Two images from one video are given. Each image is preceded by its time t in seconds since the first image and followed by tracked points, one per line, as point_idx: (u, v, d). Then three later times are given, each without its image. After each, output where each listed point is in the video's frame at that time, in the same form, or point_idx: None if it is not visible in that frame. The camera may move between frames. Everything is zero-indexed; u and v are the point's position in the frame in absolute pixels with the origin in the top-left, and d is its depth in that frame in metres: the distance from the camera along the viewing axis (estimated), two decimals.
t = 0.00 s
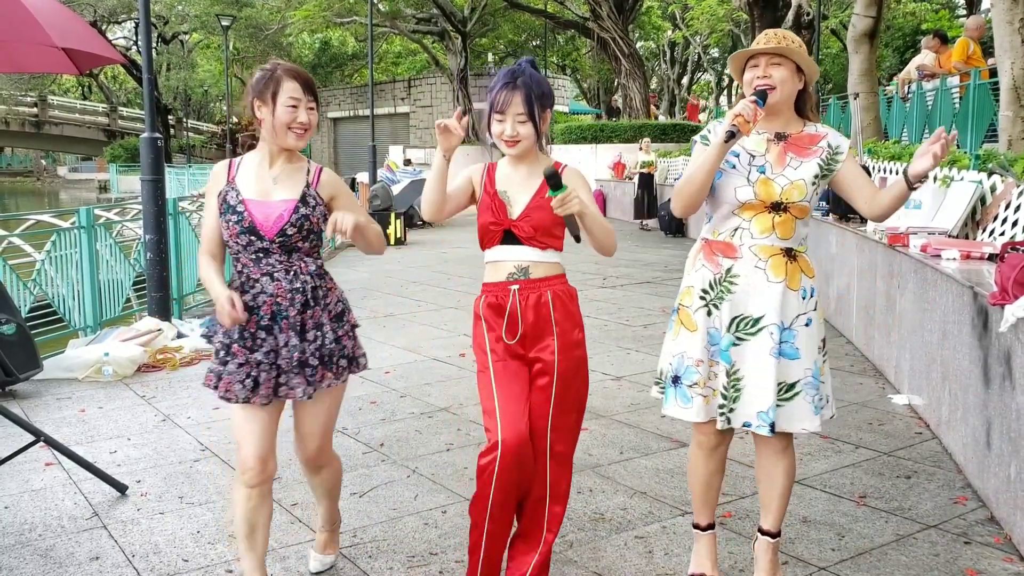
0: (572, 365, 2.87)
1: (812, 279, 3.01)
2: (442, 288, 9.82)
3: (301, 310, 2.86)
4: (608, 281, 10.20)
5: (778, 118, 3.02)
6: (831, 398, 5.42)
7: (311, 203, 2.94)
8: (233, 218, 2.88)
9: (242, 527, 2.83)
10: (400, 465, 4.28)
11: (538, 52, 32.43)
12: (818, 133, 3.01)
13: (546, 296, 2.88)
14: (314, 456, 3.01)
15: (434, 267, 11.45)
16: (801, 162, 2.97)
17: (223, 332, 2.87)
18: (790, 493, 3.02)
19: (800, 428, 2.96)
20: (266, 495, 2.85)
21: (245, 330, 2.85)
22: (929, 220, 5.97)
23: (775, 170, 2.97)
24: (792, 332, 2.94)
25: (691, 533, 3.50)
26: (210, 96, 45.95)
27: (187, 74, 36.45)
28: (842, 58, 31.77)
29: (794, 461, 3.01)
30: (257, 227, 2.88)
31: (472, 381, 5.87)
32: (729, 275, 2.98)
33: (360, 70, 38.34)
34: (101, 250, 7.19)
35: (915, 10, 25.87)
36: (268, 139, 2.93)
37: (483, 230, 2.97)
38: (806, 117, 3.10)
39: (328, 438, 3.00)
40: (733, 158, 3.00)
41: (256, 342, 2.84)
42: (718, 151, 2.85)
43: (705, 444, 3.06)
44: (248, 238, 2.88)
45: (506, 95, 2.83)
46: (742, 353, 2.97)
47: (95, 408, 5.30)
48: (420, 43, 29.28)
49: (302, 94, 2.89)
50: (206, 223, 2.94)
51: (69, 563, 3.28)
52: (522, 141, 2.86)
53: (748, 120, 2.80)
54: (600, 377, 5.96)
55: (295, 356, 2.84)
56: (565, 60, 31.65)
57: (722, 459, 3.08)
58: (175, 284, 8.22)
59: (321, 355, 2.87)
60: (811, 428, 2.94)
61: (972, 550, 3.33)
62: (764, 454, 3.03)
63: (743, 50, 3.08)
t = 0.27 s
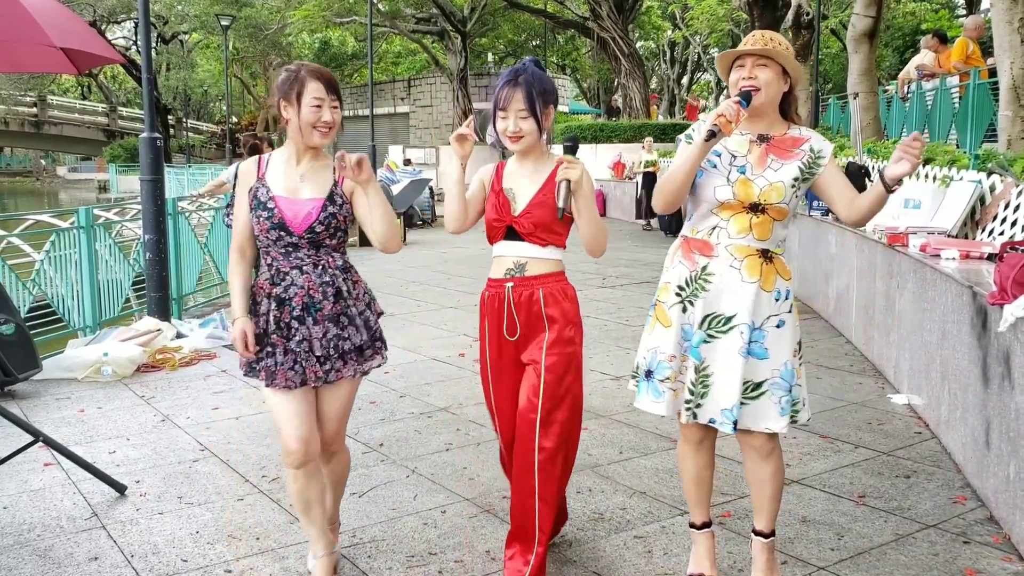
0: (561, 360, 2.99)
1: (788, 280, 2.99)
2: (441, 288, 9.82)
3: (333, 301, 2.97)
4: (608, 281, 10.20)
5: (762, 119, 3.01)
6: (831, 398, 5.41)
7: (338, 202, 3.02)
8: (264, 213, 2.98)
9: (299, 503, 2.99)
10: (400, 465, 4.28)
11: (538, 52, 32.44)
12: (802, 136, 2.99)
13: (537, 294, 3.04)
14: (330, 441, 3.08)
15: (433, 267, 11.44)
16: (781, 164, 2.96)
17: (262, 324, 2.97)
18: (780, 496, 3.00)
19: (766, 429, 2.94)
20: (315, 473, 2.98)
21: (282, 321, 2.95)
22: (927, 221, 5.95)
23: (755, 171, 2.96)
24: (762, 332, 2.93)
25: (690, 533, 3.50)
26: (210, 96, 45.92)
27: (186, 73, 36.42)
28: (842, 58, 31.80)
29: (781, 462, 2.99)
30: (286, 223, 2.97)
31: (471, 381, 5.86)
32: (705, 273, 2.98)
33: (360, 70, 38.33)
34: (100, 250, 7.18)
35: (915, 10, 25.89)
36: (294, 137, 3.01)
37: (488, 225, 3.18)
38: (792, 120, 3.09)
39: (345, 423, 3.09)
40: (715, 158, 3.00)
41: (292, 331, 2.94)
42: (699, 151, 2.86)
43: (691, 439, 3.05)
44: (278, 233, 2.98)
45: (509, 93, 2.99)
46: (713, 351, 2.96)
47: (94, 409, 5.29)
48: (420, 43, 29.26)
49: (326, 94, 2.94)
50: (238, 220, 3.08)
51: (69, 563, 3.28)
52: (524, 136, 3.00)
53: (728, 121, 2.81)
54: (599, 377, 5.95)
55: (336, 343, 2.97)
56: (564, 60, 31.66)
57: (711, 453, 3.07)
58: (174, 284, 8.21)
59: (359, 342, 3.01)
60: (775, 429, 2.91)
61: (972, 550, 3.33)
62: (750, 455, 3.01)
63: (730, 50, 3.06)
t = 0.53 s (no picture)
0: (538, 354, 3.04)
1: (778, 284, 2.99)
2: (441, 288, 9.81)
3: (350, 297, 3.00)
4: (608, 280, 10.20)
5: (748, 124, 3.02)
6: (831, 398, 5.41)
7: (357, 204, 3.07)
8: (285, 213, 3.02)
9: (310, 497, 2.97)
10: (400, 465, 4.28)
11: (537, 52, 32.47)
12: (788, 139, 3.00)
13: (524, 286, 3.09)
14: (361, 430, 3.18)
15: (433, 267, 11.44)
16: (770, 168, 2.96)
17: (280, 318, 3.01)
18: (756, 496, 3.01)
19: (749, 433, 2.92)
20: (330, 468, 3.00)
21: (301, 316, 2.98)
22: (927, 220, 5.94)
23: (745, 176, 2.96)
24: (753, 335, 2.92)
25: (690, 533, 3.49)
26: (210, 96, 45.92)
27: (186, 74, 36.42)
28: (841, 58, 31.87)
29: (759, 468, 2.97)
30: (307, 222, 3.01)
31: (471, 381, 5.86)
32: (697, 277, 2.97)
33: (360, 70, 38.35)
34: (99, 250, 7.18)
35: (914, 9, 25.93)
36: (318, 141, 3.06)
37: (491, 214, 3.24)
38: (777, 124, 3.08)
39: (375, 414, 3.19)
40: (704, 164, 3.00)
41: (311, 326, 2.98)
42: (690, 160, 2.86)
43: (684, 441, 3.06)
44: (298, 231, 3.02)
45: (509, 82, 3.02)
46: (705, 354, 2.96)
47: (94, 409, 5.29)
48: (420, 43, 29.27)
49: (348, 99, 3.00)
50: (260, 218, 3.11)
51: (69, 563, 3.28)
52: (522, 125, 3.04)
53: (719, 128, 2.81)
54: (599, 377, 5.95)
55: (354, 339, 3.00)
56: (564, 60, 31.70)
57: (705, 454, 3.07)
58: (174, 284, 8.21)
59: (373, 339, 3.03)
60: (760, 432, 2.89)
61: (972, 550, 3.32)
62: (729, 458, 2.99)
63: (714, 57, 3.07)
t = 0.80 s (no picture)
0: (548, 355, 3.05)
1: (784, 279, 3.01)
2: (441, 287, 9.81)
3: (365, 295, 3.25)
4: (608, 280, 10.20)
5: (747, 121, 3.02)
6: (831, 397, 5.41)
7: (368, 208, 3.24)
8: (304, 215, 3.27)
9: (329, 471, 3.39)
10: (401, 465, 4.28)
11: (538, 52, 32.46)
12: (786, 134, 3.01)
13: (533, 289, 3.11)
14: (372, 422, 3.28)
15: (433, 267, 11.43)
16: (771, 164, 2.97)
17: (303, 313, 3.29)
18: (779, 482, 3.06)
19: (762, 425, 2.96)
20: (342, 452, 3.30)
21: (320, 312, 3.26)
22: (927, 220, 5.97)
23: (747, 173, 2.97)
24: (762, 331, 2.95)
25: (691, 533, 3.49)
26: (209, 96, 45.90)
27: (186, 73, 36.40)
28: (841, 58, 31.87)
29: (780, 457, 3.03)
30: (322, 223, 3.25)
31: (471, 381, 5.87)
32: (705, 275, 2.98)
33: (360, 70, 38.34)
34: (100, 250, 7.18)
35: (914, 9, 25.94)
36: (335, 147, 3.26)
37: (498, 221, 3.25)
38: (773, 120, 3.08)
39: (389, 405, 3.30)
40: (707, 162, 3.00)
41: (329, 322, 3.25)
42: (694, 159, 2.86)
43: (689, 440, 3.05)
44: (316, 232, 3.27)
45: (516, 94, 3.06)
46: (718, 351, 2.96)
47: (94, 409, 5.30)
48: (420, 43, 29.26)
49: (360, 106, 3.16)
50: (287, 220, 3.38)
51: (69, 563, 3.28)
52: (528, 136, 3.08)
53: (723, 127, 2.82)
54: (600, 377, 5.95)
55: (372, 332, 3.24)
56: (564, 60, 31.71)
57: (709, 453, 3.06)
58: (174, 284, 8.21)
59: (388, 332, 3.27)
60: (773, 424, 2.94)
61: (972, 550, 3.32)
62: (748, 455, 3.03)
63: (711, 56, 3.08)
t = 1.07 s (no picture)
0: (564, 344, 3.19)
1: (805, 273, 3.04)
2: (441, 288, 9.82)
3: (368, 293, 3.31)
4: (608, 280, 10.20)
5: (758, 119, 3.02)
6: (831, 397, 5.41)
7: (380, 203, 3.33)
8: (318, 215, 3.35)
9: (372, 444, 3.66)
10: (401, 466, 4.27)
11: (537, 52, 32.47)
12: (796, 129, 3.02)
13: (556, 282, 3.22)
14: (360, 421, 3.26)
15: (433, 267, 11.44)
16: (786, 160, 2.98)
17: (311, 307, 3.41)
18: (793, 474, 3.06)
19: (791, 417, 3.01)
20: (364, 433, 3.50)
21: (324, 307, 3.36)
22: (927, 220, 5.96)
23: (764, 171, 2.97)
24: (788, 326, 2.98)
25: (692, 533, 3.49)
26: (209, 96, 45.90)
27: (186, 74, 36.38)
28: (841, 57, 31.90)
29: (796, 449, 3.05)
30: (335, 222, 3.32)
31: (471, 381, 5.87)
32: (730, 275, 2.98)
33: (360, 70, 38.35)
34: (100, 251, 7.18)
35: (914, 9, 25.98)
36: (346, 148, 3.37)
37: (511, 217, 3.30)
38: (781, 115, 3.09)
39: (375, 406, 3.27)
40: (723, 164, 2.99)
41: (331, 317, 3.35)
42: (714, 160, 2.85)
43: (703, 436, 3.06)
44: (329, 230, 3.35)
45: (525, 92, 3.19)
46: (747, 350, 2.98)
47: (94, 409, 5.30)
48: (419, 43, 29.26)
49: (367, 106, 3.27)
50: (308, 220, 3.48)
51: (69, 564, 3.28)
52: (540, 131, 3.19)
53: (740, 127, 2.82)
54: (600, 377, 5.95)
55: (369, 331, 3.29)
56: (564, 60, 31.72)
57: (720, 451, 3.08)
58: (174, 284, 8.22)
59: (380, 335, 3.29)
60: (801, 415, 2.99)
61: (972, 549, 3.32)
62: (764, 441, 3.04)
63: (716, 56, 3.07)
